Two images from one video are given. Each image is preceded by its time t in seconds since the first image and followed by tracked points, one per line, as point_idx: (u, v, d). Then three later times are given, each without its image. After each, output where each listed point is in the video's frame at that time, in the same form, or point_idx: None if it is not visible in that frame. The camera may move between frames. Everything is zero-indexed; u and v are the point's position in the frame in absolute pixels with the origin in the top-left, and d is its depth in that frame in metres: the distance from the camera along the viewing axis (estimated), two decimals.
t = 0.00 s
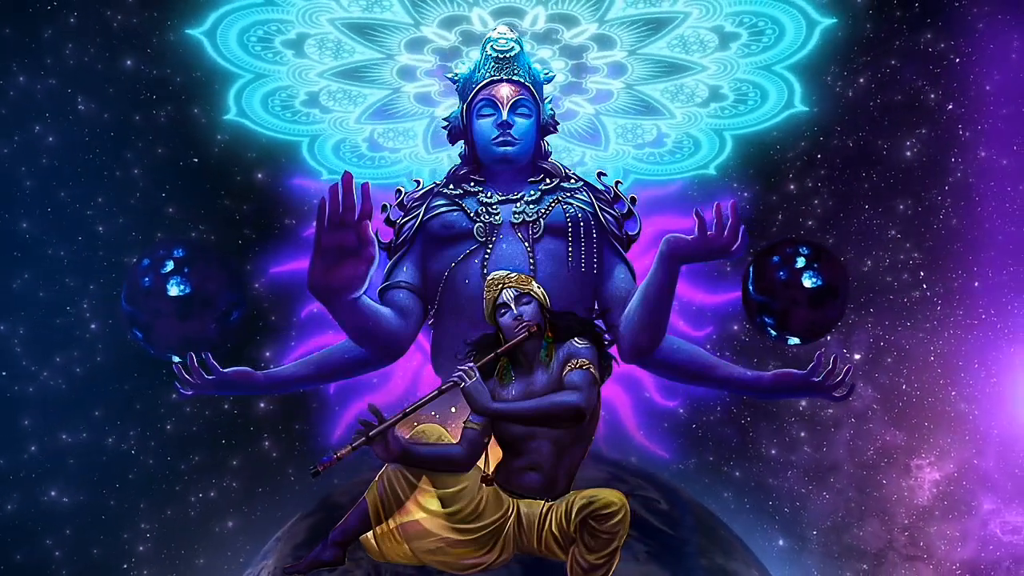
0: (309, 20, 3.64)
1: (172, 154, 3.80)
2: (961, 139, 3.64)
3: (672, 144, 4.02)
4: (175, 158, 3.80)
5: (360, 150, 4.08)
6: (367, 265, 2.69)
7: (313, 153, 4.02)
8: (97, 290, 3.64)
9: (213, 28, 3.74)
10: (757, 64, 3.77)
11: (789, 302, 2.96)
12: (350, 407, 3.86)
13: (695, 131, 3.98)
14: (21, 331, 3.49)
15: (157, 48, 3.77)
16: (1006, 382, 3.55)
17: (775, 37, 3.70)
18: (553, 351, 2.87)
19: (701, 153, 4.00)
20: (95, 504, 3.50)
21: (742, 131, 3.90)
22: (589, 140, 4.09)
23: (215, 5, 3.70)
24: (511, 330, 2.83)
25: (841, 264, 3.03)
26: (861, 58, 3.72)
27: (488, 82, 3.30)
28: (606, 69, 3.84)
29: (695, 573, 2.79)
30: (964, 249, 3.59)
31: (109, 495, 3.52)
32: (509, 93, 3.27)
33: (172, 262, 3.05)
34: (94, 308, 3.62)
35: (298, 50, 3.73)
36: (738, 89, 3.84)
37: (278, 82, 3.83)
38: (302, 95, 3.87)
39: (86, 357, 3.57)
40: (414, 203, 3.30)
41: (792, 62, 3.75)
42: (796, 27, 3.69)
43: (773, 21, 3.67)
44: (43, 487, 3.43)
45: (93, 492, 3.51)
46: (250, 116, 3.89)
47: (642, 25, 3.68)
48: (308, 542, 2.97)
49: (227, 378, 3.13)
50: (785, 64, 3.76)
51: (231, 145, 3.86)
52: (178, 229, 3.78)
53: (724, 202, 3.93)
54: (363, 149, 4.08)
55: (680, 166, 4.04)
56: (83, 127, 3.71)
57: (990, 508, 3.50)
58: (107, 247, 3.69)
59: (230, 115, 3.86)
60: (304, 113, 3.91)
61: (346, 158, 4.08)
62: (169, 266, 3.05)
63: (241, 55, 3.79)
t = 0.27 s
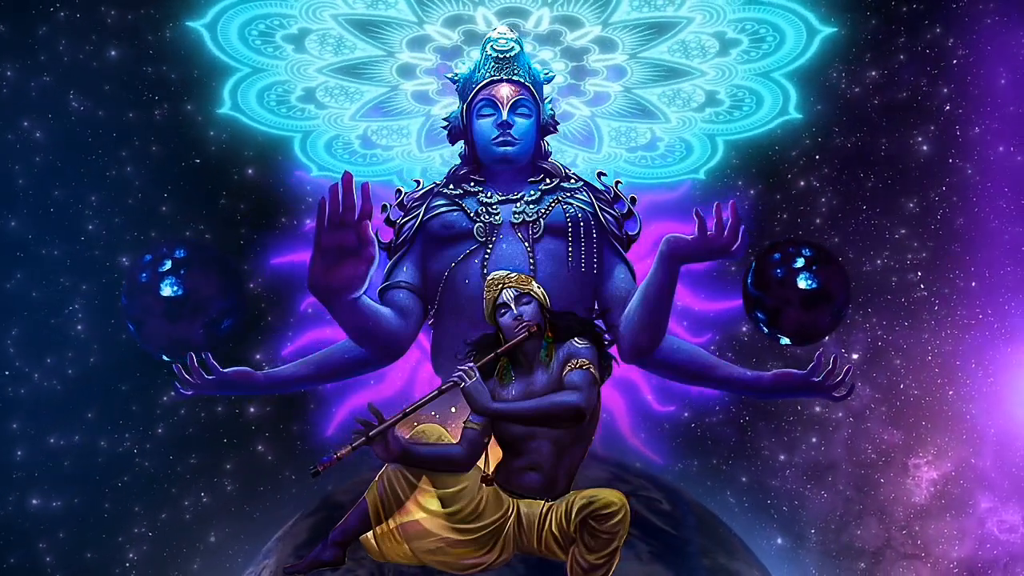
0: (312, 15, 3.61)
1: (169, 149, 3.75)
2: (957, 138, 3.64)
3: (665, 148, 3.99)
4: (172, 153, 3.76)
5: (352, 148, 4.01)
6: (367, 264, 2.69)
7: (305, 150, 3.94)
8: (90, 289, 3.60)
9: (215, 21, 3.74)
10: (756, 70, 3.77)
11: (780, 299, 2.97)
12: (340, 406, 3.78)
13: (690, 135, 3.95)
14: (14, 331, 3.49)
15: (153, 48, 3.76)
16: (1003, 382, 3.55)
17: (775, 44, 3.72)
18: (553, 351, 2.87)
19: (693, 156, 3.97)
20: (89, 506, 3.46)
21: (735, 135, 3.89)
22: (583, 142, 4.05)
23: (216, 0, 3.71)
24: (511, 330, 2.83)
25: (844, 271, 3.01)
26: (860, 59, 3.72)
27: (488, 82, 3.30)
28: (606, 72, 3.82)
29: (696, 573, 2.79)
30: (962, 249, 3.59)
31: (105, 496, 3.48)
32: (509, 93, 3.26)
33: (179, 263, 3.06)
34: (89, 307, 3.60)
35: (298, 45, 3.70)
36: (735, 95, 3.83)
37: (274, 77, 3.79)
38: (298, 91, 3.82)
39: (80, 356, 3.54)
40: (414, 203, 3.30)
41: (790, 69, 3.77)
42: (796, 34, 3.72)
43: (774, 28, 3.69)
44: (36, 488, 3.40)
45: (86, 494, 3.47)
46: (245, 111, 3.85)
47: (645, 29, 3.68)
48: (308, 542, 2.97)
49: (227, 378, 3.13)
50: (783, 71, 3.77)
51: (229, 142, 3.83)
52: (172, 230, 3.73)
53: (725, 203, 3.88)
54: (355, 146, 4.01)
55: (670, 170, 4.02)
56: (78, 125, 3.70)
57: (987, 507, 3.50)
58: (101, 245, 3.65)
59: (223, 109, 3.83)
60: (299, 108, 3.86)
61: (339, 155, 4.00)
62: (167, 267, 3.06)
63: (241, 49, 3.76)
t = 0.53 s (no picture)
0: (316, 11, 3.63)
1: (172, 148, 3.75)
2: (956, 138, 3.64)
3: (657, 152, 3.99)
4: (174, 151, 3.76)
5: (344, 145, 3.99)
6: (367, 264, 2.70)
7: (297, 145, 3.91)
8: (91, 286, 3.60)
9: (216, 14, 3.74)
10: (754, 77, 3.78)
11: (773, 296, 3.03)
12: (332, 402, 3.75)
13: (682, 140, 3.94)
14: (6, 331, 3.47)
15: (153, 48, 3.76)
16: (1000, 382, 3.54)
17: (775, 52, 3.73)
18: (553, 351, 2.87)
19: (683, 161, 3.95)
20: (87, 505, 3.45)
21: (727, 142, 3.86)
22: (576, 144, 4.05)
23: None
24: (511, 330, 2.83)
25: (843, 277, 3.04)
26: (859, 59, 3.72)
27: (488, 82, 3.30)
28: (605, 75, 3.84)
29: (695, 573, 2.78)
30: (960, 248, 3.59)
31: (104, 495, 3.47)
32: (509, 93, 3.27)
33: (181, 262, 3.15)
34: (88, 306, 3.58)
35: (298, 41, 3.70)
36: (730, 100, 3.84)
37: (273, 71, 3.79)
38: (296, 86, 3.82)
39: (79, 355, 3.54)
40: (414, 203, 3.30)
41: (786, 77, 3.77)
42: (796, 41, 3.73)
43: (775, 36, 3.70)
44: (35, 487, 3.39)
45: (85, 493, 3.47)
46: (239, 105, 3.83)
47: (647, 33, 3.71)
48: (307, 542, 2.97)
49: (228, 378, 3.13)
50: (780, 79, 3.77)
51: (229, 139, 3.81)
52: (171, 229, 3.72)
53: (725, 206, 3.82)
54: (347, 144, 3.99)
55: (659, 174, 4.00)
56: (77, 124, 3.69)
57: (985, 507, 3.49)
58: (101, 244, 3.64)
59: (218, 103, 3.81)
60: (295, 103, 3.86)
61: (331, 152, 3.97)
62: (165, 267, 3.13)
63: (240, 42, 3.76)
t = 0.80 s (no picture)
0: (320, 7, 3.58)
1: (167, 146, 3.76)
2: (955, 138, 3.64)
3: (648, 155, 4.05)
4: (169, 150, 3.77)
5: (338, 142, 4.01)
6: (367, 265, 2.70)
7: (290, 141, 3.91)
8: (88, 285, 3.61)
9: (218, 7, 3.66)
10: (751, 83, 3.78)
11: (766, 291, 3.10)
12: (326, 396, 3.76)
13: (674, 144, 3.99)
14: None
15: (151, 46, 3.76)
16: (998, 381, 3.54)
17: (774, 59, 3.71)
18: (553, 351, 2.87)
19: (674, 165, 4.01)
20: (86, 505, 3.45)
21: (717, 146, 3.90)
22: (570, 146, 4.11)
23: None
24: (511, 330, 2.83)
25: (842, 281, 3.07)
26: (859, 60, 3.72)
27: (488, 82, 3.30)
28: (604, 78, 3.84)
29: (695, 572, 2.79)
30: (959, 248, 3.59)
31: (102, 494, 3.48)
32: (509, 93, 3.26)
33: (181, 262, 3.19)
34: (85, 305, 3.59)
35: (299, 36, 3.66)
36: (726, 106, 3.86)
37: (270, 66, 3.77)
38: (293, 81, 3.80)
39: (79, 354, 3.54)
40: (414, 203, 3.30)
41: (783, 84, 3.75)
42: (796, 49, 3.70)
43: (775, 42, 3.68)
44: (32, 488, 3.38)
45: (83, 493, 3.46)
46: (234, 99, 3.83)
47: (649, 37, 3.69)
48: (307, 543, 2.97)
49: (227, 378, 3.13)
50: (777, 86, 3.75)
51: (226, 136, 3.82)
52: (168, 229, 3.74)
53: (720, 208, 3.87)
54: (341, 140, 4.01)
55: (650, 177, 4.08)
56: (75, 123, 3.68)
57: (984, 506, 3.49)
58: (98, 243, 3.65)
59: (213, 96, 3.81)
60: (291, 99, 3.85)
61: (325, 149, 4.01)
62: (164, 266, 3.18)
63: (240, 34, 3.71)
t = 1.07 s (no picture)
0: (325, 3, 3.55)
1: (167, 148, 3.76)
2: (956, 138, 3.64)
3: (641, 159, 4.04)
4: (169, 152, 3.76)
5: (331, 139, 3.97)
6: (367, 265, 2.71)
7: (282, 136, 3.89)
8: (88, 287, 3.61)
9: None
10: (747, 90, 3.79)
11: (759, 285, 3.12)
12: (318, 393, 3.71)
13: (667, 148, 3.98)
14: None
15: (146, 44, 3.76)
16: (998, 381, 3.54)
17: (772, 66, 3.73)
18: (553, 351, 2.87)
19: (665, 169, 4.00)
20: (85, 505, 3.45)
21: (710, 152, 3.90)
22: (564, 146, 4.09)
23: None
24: (511, 330, 2.83)
25: (838, 284, 3.06)
26: (859, 61, 3.72)
27: (488, 81, 3.30)
28: (602, 80, 3.83)
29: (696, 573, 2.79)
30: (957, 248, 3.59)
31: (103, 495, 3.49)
32: (509, 93, 3.26)
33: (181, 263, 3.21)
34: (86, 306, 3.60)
35: (301, 31, 3.62)
36: (721, 111, 3.86)
37: (269, 61, 3.72)
38: (291, 76, 3.76)
39: (78, 354, 3.55)
40: (414, 203, 3.30)
41: (779, 92, 3.76)
42: (795, 56, 3.71)
43: (775, 50, 3.70)
44: (29, 488, 3.40)
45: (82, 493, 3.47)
46: (229, 93, 3.80)
47: (651, 41, 3.69)
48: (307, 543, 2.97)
49: (227, 378, 3.13)
50: (773, 93, 3.77)
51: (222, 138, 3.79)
52: (165, 228, 3.62)
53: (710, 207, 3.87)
54: (334, 137, 3.97)
55: (642, 180, 4.07)
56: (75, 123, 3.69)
57: (984, 506, 3.50)
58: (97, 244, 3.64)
59: (208, 89, 3.77)
60: (287, 94, 3.81)
61: (318, 147, 3.97)
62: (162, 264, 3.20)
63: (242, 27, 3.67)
